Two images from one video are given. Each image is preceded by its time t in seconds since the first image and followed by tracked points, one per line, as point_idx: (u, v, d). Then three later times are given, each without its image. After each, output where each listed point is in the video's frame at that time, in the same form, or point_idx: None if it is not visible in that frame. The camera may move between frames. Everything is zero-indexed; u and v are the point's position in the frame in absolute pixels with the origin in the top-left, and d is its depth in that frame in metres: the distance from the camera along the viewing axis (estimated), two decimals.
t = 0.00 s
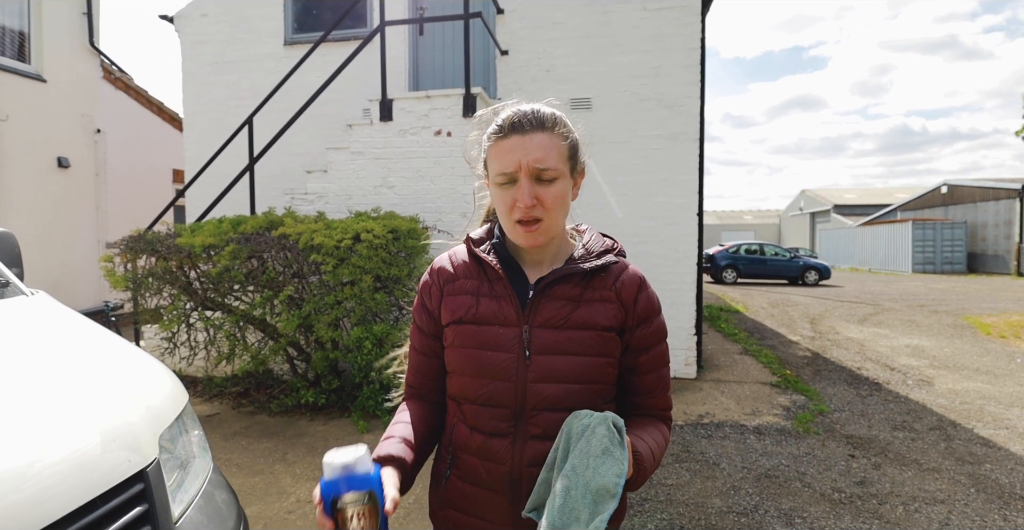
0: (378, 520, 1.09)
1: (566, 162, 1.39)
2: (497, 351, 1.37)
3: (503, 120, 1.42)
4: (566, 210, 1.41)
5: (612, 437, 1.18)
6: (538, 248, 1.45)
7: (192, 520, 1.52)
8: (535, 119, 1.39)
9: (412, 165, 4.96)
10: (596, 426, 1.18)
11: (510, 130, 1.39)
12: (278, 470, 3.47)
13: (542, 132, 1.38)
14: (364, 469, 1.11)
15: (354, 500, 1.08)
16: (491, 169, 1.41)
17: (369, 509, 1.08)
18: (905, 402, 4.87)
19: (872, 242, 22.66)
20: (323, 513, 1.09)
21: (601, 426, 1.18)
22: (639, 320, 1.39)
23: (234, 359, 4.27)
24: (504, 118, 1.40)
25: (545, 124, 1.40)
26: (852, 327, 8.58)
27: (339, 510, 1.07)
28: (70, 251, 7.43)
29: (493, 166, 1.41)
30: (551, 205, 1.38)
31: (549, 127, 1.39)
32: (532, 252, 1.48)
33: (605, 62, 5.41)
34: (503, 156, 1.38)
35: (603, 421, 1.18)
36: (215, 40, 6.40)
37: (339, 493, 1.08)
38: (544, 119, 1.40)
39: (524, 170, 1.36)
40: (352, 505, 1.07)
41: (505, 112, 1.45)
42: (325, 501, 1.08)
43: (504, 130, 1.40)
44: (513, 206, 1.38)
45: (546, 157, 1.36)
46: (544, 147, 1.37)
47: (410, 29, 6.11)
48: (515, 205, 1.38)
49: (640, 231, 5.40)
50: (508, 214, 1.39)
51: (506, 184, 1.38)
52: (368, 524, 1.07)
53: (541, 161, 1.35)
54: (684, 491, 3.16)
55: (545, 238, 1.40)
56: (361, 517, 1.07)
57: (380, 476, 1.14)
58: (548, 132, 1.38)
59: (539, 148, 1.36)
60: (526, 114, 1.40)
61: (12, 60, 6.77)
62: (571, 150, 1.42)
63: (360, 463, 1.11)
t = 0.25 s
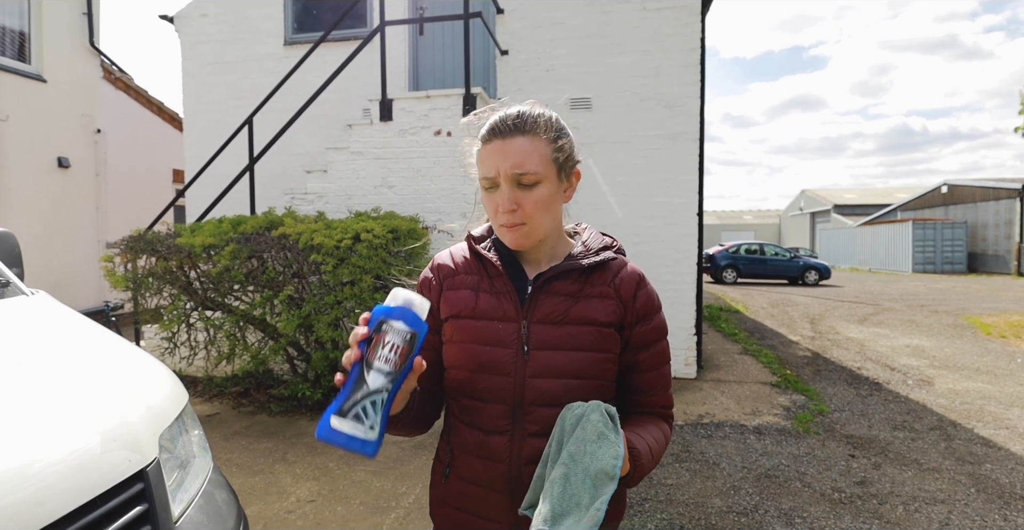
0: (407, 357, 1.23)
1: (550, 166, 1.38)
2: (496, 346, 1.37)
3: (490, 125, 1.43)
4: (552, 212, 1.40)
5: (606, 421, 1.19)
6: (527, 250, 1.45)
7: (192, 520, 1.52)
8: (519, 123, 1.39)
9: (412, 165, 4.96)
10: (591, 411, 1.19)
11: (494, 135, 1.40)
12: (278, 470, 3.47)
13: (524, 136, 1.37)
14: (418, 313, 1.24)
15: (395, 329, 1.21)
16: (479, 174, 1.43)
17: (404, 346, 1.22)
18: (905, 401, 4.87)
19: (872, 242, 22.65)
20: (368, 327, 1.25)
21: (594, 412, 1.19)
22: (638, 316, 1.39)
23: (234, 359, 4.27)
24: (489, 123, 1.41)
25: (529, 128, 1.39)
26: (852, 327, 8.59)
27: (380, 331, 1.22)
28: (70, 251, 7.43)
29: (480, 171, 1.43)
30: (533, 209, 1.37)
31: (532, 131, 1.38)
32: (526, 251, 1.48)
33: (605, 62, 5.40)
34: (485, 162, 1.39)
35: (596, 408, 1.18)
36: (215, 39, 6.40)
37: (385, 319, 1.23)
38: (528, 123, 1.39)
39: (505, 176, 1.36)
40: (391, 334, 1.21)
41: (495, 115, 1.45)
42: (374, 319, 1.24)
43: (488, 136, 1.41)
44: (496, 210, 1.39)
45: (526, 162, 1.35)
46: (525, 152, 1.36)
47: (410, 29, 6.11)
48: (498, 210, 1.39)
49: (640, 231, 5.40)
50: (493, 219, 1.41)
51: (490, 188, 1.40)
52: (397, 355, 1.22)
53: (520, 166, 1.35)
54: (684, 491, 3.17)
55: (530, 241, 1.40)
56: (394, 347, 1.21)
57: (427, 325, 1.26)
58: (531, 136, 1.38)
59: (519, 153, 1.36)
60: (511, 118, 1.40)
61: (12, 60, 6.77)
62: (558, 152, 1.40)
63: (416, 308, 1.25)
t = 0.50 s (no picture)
0: (426, 376, 1.23)
1: (562, 160, 1.40)
2: (493, 347, 1.37)
3: (502, 117, 1.43)
4: (561, 206, 1.42)
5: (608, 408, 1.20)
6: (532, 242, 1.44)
7: (192, 520, 1.52)
8: (533, 117, 1.41)
9: (412, 165, 4.97)
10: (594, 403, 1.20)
11: (507, 126, 1.40)
12: (278, 470, 3.47)
13: (540, 129, 1.39)
14: (448, 333, 1.24)
15: (421, 345, 1.21)
16: (488, 164, 1.42)
17: (425, 364, 1.22)
18: (905, 401, 4.87)
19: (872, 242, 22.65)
20: (394, 337, 1.25)
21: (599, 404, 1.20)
22: (633, 315, 1.39)
23: (234, 359, 4.27)
24: (502, 115, 1.42)
25: (542, 122, 1.41)
26: (853, 327, 8.58)
27: (406, 343, 1.22)
28: (71, 251, 7.43)
29: (489, 161, 1.41)
30: (546, 199, 1.38)
31: (545, 125, 1.40)
32: (527, 247, 1.48)
33: (605, 62, 5.40)
34: (500, 151, 1.39)
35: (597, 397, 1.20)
36: (215, 40, 6.40)
37: (416, 333, 1.23)
38: (542, 117, 1.41)
39: (521, 165, 1.36)
40: (417, 349, 1.22)
41: (503, 111, 1.46)
42: (404, 329, 1.24)
43: (502, 127, 1.41)
44: (509, 199, 1.38)
45: (543, 152, 1.37)
46: (541, 143, 1.37)
47: (410, 29, 6.11)
48: (511, 199, 1.38)
49: (640, 231, 5.40)
50: (504, 208, 1.39)
51: (502, 177, 1.39)
52: (417, 372, 1.22)
53: (538, 156, 1.36)
54: (684, 491, 3.16)
55: (539, 232, 1.40)
56: (416, 363, 1.21)
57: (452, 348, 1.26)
58: (545, 129, 1.40)
59: (536, 143, 1.37)
60: (523, 112, 1.42)
61: (12, 60, 6.77)
62: (567, 149, 1.43)
63: (448, 327, 1.24)
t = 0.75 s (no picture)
0: (423, 394, 1.30)
1: (558, 163, 1.41)
2: (491, 349, 1.37)
3: (497, 121, 1.43)
4: (557, 209, 1.42)
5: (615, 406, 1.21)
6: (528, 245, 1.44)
7: (192, 520, 1.52)
8: (529, 120, 1.41)
9: (412, 166, 4.97)
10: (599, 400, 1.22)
11: (504, 130, 1.40)
12: (279, 470, 3.47)
13: (535, 133, 1.39)
14: (402, 352, 1.29)
15: (399, 381, 1.26)
16: (485, 167, 1.41)
17: (415, 386, 1.28)
18: (905, 402, 4.87)
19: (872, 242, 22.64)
20: (370, 397, 1.26)
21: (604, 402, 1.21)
22: (629, 315, 1.40)
23: (234, 359, 4.27)
24: (497, 119, 1.41)
25: (538, 125, 1.41)
26: (853, 327, 8.59)
27: (389, 392, 1.26)
28: (71, 252, 7.43)
29: (486, 164, 1.41)
30: (543, 202, 1.38)
31: (542, 128, 1.41)
32: (523, 250, 1.48)
33: (605, 62, 5.41)
34: (497, 154, 1.38)
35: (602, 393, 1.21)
36: (215, 40, 6.41)
37: (389, 383, 1.26)
38: (537, 121, 1.41)
39: (519, 168, 1.36)
40: (400, 388, 1.26)
41: (497, 114, 1.46)
42: (373, 386, 1.26)
43: (498, 130, 1.41)
44: (506, 203, 1.38)
45: (540, 156, 1.37)
46: (537, 147, 1.38)
47: (410, 30, 6.11)
48: (508, 201, 1.38)
49: (640, 231, 5.40)
50: (501, 211, 1.39)
51: (499, 181, 1.39)
52: (416, 397, 1.28)
53: (535, 159, 1.36)
54: (684, 492, 3.17)
55: (536, 235, 1.40)
56: (410, 393, 1.27)
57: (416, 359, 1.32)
58: (541, 132, 1.40)
59: (533, 147, 1.37)
60: (520, 115, 1.42)
61: (13, 61, 6.77)
62: (562, 151, 1.44)
63: (396, 348, 1.29)
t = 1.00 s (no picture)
0: (417, 367, 1.28)
1: (548, 168, 1.39)
2: (492, 348, 1.37)
3: (486, 127, 1.42)
4: (550, 214, 1.42)
5: (614, 405, 1.22)
6: (523, 250, 1.46)
7: (192, 520, 1.52)
8: (517, 126, 1.39)
9: (412, 166, 4.97)
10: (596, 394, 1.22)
11: (492, 138, 1.39)
12: (279, 471, 3.47)
13: (523, 139, 1.37)
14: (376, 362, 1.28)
15: (394, 375, 1.25)
16: (477, 175, 1.43)
17: (406, 368, 1.27)
18: (906, 402, 4.86)
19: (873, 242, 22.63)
20: (393, 412, 1.24)
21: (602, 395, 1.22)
22: (628, 315, 1.41)
23: (234, 360, 4.27)
24: (485, 125, 1.40)
25: (526, 130, 1.39)
26: (853, 327, 8.58)
27: (399, 394, 1.24)
28: (71, 252, 7.43)
29: (477, 173, 1.42)
30: (533, 210, 1.38)
31: (530, 133, 1.39)
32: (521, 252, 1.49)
33: (605, 62, 5.41)
34: (486, 164, 1.38)
35: (603, 387, 1.22)
36: (215, 41, 6.41)
37: (386, 388, 1.24)
38: (526, 125, 1.40)
39: (506, 179, 1.37)
40: (399, 380, 1.25)
41: (489, 117, 1.45)
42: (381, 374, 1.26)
43: (487, 138, 1.40)
44: (495, 212, 1.39)
45: (526, 164, 1.36)
46: (525, 154, 1.36)
47: (410, 30, 6.12)
48: (497, 211, 1.39)
49: (640, 231, 5.40)
50: (492, 220, 1.40)
51: (489, 191, 1.40)
52: (416, 374, 1.27)
53: (522, 168, 1.36)
54: (685, 492, 3.16)
55: (528, 242, 1.41)
56: (409, 376, 1.26)
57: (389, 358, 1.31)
58: (529, 138, 1.38)
59: (520, 156, 1.36)
60: (508, 121, 1.40)
61: (13, 61, 6.78)
62: (554, 154, 1.41)
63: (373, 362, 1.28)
